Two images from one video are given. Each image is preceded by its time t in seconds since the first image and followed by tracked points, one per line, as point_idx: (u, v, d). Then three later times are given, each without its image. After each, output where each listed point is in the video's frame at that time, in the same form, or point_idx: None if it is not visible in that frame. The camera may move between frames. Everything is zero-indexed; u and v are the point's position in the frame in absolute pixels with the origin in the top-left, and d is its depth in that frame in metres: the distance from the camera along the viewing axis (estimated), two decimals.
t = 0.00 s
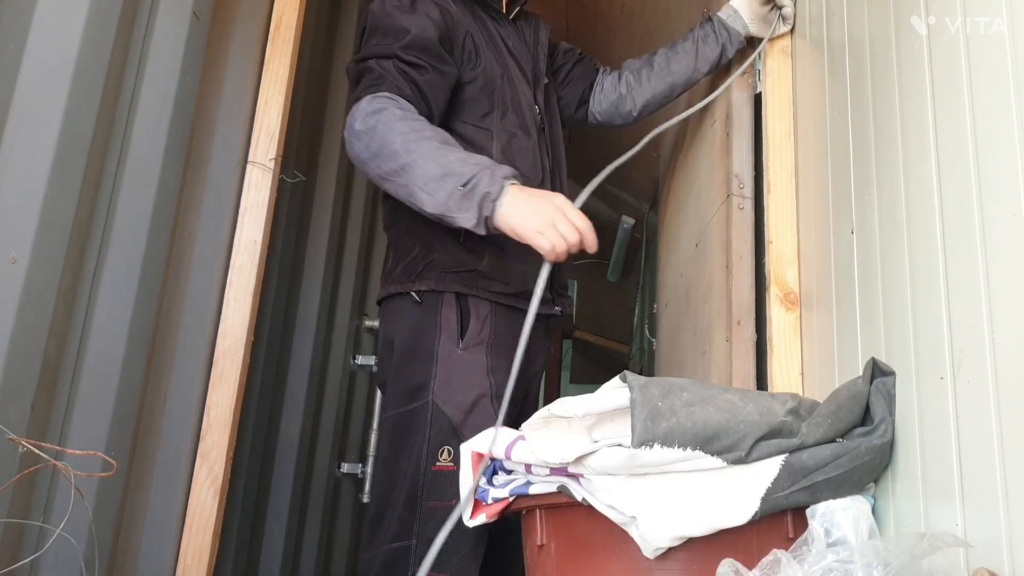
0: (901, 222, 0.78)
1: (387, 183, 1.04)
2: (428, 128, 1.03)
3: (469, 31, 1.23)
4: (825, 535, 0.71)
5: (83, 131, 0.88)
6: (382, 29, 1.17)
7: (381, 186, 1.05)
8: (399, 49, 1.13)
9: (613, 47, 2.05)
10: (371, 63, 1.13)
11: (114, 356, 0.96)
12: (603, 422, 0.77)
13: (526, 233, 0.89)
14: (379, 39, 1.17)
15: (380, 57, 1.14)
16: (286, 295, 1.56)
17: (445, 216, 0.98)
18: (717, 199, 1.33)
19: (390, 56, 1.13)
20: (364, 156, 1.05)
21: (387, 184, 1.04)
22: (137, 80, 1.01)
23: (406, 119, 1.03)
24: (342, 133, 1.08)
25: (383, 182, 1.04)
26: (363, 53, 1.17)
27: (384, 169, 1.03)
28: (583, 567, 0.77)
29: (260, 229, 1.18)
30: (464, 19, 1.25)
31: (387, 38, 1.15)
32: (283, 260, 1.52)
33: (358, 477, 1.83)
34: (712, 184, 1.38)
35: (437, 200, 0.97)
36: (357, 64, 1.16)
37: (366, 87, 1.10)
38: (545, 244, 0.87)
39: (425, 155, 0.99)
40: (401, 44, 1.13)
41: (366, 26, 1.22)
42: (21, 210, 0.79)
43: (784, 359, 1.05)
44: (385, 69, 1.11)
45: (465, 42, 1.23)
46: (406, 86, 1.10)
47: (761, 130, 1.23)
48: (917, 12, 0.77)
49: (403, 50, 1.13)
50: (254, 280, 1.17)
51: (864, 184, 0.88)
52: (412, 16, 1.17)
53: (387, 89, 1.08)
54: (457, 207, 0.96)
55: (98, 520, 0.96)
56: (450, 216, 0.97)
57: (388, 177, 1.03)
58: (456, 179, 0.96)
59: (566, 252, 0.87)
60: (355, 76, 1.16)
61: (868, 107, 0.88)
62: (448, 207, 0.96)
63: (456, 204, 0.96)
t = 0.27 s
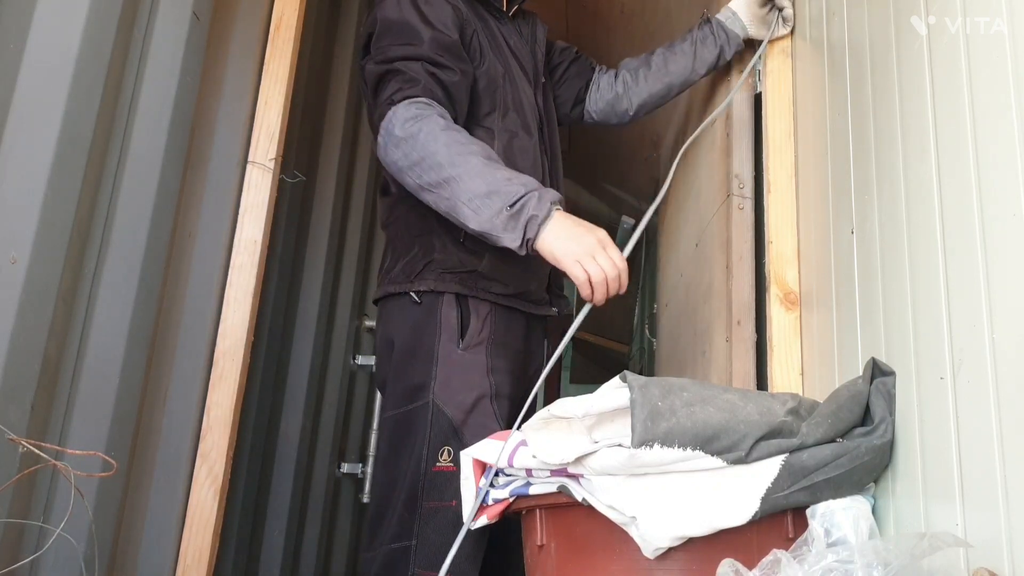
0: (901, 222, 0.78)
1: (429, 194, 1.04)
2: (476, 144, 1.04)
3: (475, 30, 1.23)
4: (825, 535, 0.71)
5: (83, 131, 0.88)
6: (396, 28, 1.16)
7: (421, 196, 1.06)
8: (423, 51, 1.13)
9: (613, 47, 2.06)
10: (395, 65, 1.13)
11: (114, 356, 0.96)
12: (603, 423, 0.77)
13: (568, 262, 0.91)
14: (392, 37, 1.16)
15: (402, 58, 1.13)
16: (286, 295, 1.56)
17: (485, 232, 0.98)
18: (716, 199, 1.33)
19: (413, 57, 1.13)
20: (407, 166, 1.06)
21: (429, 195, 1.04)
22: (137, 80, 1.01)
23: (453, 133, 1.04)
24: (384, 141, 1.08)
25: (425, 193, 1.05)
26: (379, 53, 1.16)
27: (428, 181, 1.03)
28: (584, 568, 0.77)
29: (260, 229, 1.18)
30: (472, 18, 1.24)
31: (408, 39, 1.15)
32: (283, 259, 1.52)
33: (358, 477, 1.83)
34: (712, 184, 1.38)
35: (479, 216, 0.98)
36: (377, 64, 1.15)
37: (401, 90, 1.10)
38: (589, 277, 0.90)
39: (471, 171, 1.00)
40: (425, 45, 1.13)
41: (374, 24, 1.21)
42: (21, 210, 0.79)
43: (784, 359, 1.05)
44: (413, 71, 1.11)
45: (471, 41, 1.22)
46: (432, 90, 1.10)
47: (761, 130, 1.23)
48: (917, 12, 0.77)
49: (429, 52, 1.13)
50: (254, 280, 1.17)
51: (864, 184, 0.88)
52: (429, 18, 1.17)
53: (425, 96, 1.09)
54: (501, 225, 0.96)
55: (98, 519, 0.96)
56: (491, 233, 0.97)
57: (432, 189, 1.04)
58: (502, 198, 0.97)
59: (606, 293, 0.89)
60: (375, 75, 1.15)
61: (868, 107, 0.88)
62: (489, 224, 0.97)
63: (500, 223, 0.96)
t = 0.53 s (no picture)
0: (901, 222, 0.78)
1: (424, 203, 1.05)
2: (476, 159, 1.04)
3: (471, 29, 1.23)
4: (825, 535, 0.71)
5: (83, 131, 0.88)
6: (396, 27, 1.16)
7: (416, 204, 1.06)
8: (427, 53, 1.13)
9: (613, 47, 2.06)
10: (397, 67, 1.12)
11: (114, 356, 0.96)
12: (603, 422, 0.77)
13: (551, 293, 0.91)
14: (391, 39, 1.16)
15: (405, 59, 1.13)
16: (286, 296, 1.56)
17: (477, 250, 0.98)
18: (717, 199, 1.33)
19: (417, 60, 1.12)
20: (405, 171, 1.06)
21: (424, 204, 1.05)
22: (137, 80, 1.01)
23: (455, 146, 1.04)
24: (384, 144, 1.08)
25: (420, 202, 1.05)
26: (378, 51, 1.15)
27: (424, 191, 1.04)
28: (584, 568, 0.77)
29: (260, 229, 1.19)
30: (467, 17, 1.24)
31: (410, 39, 1.14)
32: (283, 259, 1.52)
33: (359, 477, 1.84)
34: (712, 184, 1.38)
35: (472, 234, 0.98)
36: (377, 64, 1.15)
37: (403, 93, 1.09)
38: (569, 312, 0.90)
39: (468, 188, 1.00)
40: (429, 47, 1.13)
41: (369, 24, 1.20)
42: (21, 210, 0.79)
43: (784, 360, 1.05)
44: (415, 74, 1.11)
45: (467, 40, 1.22)
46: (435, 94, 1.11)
47: (761, 130, 1.23)
48: (917, 12, 0.77)
49: (431, 54, 1.13)
50: (254, 280, 1.17)
51: (864, 185, 0.88)
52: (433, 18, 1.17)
53: (428, 103, 1.09)
54: (493, 247, 0.96)
55: (98, 519, 0.96)
56: (482, 251, 0.97)
57: (427, 198, 1.04)
58: (497, 219, 0.97)
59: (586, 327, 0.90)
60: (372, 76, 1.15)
61: (868, 107, 0.88)
62: (481, 244, 0.97)
63: (492, 244, 0.96)
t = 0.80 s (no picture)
0: (901, 222, 0.78)
1: (386, 209, 1.06)
2: (441, 175, 1.04)
3: (481, 30, 1.23)
4: (825, 535, 0.71)
5: (83, 131, 0.88)
6: (395, 24, 1.15)
7: (380, 208, 1.07)
8: (416, 53, 1.11)
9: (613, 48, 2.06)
10: (387, 65, 1.12)
11: (114, 357, 0.96)
12: (603, 423, 0.77)
13: (477, 318, 0.91)
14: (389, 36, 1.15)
15: (396, 57, 1.12)
16: (286, 296, 1.56)
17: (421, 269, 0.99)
18: (717, 199, 1.33)
19: (407, 59, 1.12)
20: (375, 173, 1.07)
21: (386, 210, 1.06)
22: (137, 80, 1.01)
23: (423, 160, 1.04)
24: (360, 143, 1.09)
25: (383, 207, 1.07)
26: (375, 46, 1.15)
27: (387, 198, 1.05)
28: (584, 568, 0.77)
29: (260, 229, 1.19)
30: (479, 18, 1.24)
31: (405, 36, 1.13)
32: (283, 259, 1.52)
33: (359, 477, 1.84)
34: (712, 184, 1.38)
35: (417, 252, 0.99)
36: (372, 60, 1.14)
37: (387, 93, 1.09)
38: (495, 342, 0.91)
39: (424, 207, 1.00)
40: (419, 47, 1.11)
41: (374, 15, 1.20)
42: (21, 210, 0.79)
43: (784, 360, 1.05)
44: (402, 75, 1.10)
45: (475, 41, 1.21)
46: (420, 99, 1.10)
47: (761, 130, 1.23)
48: (917, 12, 0.77)
49: (428, 55, 1.12)
50: (254, 280, 1.17)
51: (864, 185, 0.88)
52: (434, 16, 1.15)
53: (409, 107, 1.09)
54: (434, 269, 0.97)
55: (98, 519, 0.96)
56: (424, 272, 0.98)
57: (389, 206, 1.05)
58: (443, 243, 0.97)
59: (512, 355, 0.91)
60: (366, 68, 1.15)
61: (868, 107, 0.88)
62: (425, 263, 0.98)
63: (434, 266, 0.97)
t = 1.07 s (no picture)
0: (901, 222, 0.78)
1: (375, 190, 1.09)
2: (435, 173, 1.06)
3: (504, 33, 1.22)
4: (825, 535, 0.71)
5: (83, 131, 0.88)
6: (419, 13, 1.15)
7: (369, 186, 1.10)
8: (434, 45, 1.11)
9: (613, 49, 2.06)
10: (405, 52, 1.13)
11: (113, 357, 0.96)
12: (603, 423, 0.77)
13: (435, 325, 0.99)
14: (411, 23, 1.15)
15: (415, 45, 1.13)
16: (286, 297, 1.56)
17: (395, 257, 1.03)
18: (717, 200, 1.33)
19: (424, 48, 1.12)
20: (374, 153, 1.09)
21: (375, 189, 1.08)
22: (137, 80, 1.01)
23: (421, 154, 1.06)
24: (368, 118, 1.11)
25: (372, 187, 1.09)
26: (399, 29, 1.15)
27: (378, 180, 1.08)
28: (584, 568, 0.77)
29: (260, 229, 1.18)
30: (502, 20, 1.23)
31: (427, 25, 1.13)
32: (283, 259, 1.52)
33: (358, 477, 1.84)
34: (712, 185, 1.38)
35: (394, 241, 1.03)
36: (392, 44, 1.15)
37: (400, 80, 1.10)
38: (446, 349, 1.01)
39: (410, 199, 1.03)
40: (438, 39, 1.11)
41: None
42: (22, 209, 0.79)
43: (784, 359, 1.05)
44: (419, 63, 1.11)
45: (497, 43, 1.21)
46: (432, 91, 1.10)
47: (761, 131, 1.23)
48: (917, 12, 0.77)
49: (447, 50, 1.11)
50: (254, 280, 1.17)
51: (864, 185, 0.88)
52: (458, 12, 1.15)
53: (422, 97, 1.09)
54: (407, 262, 1.00)
55: (98, 520, 0.96)
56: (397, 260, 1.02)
57: (378, 187, 1.08)
58: (421, 241, 1.01)
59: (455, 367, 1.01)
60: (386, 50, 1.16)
61: (868, 107, 0.88)
62: (399, 254, 1.02)
63: (408, 259, 1.00)
